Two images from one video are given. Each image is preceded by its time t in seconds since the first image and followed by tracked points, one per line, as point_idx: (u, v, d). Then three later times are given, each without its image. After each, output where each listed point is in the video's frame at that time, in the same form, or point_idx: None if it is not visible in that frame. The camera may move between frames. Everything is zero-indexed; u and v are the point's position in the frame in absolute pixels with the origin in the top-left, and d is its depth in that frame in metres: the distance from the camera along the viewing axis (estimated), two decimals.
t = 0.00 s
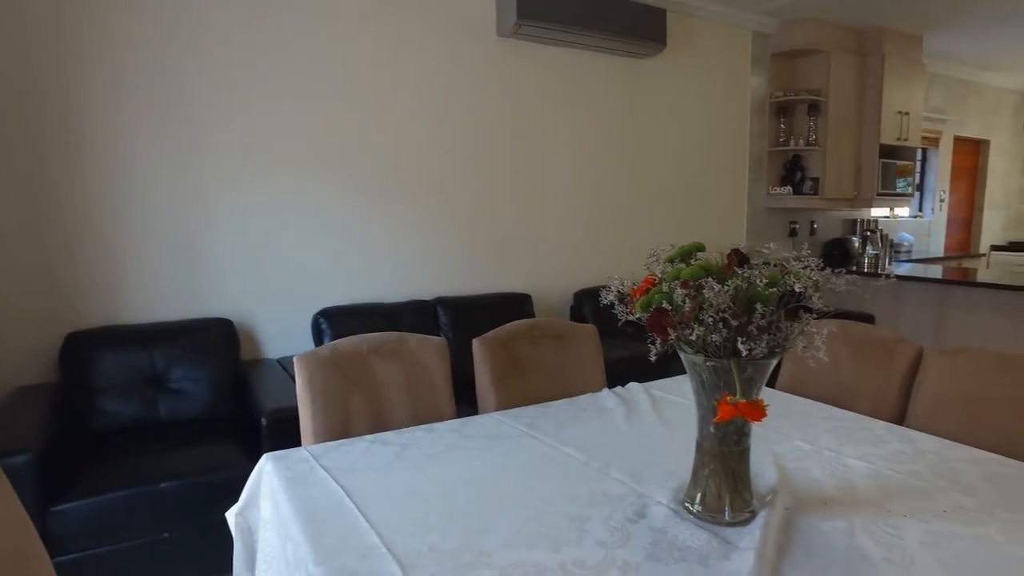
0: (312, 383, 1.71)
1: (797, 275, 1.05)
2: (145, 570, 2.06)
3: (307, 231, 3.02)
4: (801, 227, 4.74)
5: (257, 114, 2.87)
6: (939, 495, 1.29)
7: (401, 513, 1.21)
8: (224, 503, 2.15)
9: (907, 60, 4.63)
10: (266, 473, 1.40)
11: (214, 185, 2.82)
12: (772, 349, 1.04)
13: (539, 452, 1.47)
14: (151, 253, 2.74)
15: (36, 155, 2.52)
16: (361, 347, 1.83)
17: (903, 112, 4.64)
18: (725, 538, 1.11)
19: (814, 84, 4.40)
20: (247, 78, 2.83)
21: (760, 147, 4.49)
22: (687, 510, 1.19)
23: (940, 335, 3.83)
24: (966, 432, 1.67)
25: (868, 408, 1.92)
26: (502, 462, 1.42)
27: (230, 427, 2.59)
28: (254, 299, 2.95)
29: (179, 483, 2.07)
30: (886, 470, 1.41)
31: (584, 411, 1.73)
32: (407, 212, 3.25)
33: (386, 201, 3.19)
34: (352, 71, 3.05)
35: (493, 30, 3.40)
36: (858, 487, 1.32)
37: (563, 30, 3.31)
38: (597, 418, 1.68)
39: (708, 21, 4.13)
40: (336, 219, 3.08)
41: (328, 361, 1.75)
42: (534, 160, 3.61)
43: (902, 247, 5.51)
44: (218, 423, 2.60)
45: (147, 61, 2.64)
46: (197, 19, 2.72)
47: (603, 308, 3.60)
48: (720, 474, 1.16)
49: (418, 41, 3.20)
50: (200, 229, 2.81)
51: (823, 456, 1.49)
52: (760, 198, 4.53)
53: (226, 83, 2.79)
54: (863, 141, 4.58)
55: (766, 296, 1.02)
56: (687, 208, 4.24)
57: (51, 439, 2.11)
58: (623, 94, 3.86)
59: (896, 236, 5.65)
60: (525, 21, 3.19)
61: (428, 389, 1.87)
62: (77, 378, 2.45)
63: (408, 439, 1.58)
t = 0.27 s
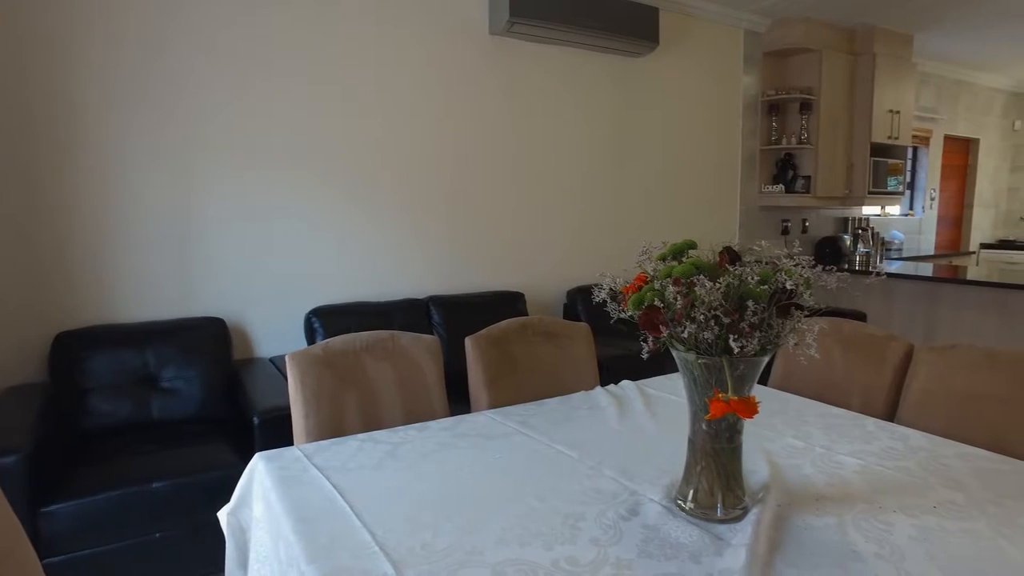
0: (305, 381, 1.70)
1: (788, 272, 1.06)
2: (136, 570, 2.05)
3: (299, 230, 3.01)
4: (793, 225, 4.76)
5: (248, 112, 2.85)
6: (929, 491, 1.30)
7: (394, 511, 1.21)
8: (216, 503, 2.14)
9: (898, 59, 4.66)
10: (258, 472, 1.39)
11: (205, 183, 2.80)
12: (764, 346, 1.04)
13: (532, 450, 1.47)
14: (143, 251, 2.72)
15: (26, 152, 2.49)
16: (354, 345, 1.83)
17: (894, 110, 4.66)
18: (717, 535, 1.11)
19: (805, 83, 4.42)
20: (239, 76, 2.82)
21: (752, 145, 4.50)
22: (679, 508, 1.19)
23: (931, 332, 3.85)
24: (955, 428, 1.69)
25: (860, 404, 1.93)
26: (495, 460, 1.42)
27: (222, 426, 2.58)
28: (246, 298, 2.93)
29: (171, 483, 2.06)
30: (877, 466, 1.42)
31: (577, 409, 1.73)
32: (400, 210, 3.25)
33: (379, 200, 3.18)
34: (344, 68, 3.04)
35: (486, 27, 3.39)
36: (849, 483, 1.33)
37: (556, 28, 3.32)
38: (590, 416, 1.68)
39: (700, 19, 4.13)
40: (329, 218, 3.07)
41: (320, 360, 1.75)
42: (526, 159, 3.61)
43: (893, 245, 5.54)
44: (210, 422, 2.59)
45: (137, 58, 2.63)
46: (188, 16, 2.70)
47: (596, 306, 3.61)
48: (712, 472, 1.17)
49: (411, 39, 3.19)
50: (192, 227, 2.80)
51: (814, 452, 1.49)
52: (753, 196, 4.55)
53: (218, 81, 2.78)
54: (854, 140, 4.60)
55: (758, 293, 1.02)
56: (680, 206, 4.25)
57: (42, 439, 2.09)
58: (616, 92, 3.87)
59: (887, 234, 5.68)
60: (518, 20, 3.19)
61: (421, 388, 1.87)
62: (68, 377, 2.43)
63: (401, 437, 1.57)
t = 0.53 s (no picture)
0: (296, 380, 1.70)
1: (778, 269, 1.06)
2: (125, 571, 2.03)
3: (290, 228, 3.00)
4: (784, 223, 4.79)
5: (238, 109, 2.83)
6: (916, 486, 1.31)
7: (385, 509, 1.20)
8: (206, 502, 2.13)
9: (887, 58, 4.68)
10: (248, 471, 1.39)
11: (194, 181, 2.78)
12: (753, 343, 1.04)
13: (523, 447, 1.47)
14: (132, 249, 2.70)
15: (12, 150, 2.47)
16: (345, 343, 1.82)
17: (884, 109, 4.69)
18: (707, 531, 1.12)
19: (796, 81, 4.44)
20: (229, 74, 2.80)
21: (743, 144, 4.52)
22: (670, 504, 1.19)
23: (919, 329, 3.88)
24: (943, 424, 1.70)
25: (849, 401, 1.94)
26: (486, 457, 1.42)
27: (213, 425, 2.56)
28: (236, 296, 2.92)
29: (160, 483, 2.05)
30: (865, 462, 1.43)
31: (568, 407, 1.73)
32: (391, 208, 3.24)
33: (370, 198, 3.17)
34: (335, 66, 3.02)
35: (477, 25, 3.39)
36: (838, 479, 1.34)
37: (547, 26, 3.31)
38: (581, 413, 1.68)
39: (692, 18, 4.14)
40: (319, 216, 3.06)
41: (311, 358, 1.74)
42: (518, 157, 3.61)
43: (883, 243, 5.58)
44: (200, 421, 2.57)
45: (126, 54, 2.60)
46: (177, 13, 2.68)
47: (587, 303, 3.61)
48: (702, 468, 1.17)
49: (402, 37, 3.18)
50: (182, 226, 2.78)
51: (804, 449, 1.50)
52: (744, 194, 4.56)
53: (207, 77, 2.76)
54: (844, 138, 4.62)
55: (747, 290, 1.03)
56: (672, 204, 4.26)
57: (29, 439, 2.07)
58: (607, 91, 3.87)
59: (877, 232, 5.72)
60: (508, 17, 3.18)
61: (413, 386, 1.87)
62: (56, 376, 2.41)
63: (391, 436, 1.57)
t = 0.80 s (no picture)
0: (286, 379, 1.69)
1: (766, 267, 1.07)
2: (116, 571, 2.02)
3: (281, 226, 2.99)
4: (775, 221, 4.81)
5: (227, 107, 2.82)
6: (903, 481, 1.32)
7: (376, 507, 1.21)
8: (197, 501, 2.12)
9: (877, 57, 4.71)
10: (239, 470, 1.38)
11: (184, 179, 2.77)
12: (742, 340, 1.05)
13: (514, 445, 1.48)
14: (122, 248, 2.68)
15: None
16: (336, 342, 1.82)
17: (873, 108, 4.72)
18: (697, 527, 1.13)
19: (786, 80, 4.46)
20: (219, 72, 2.79)
21: (734, 142, 4.54)
22: (660, 501, 1.20)
23: (908, 326, 3.92)
24: (929, 420, 1.72)
25: (838, 398, 1.95)
26: (477, 455, 1.43)
27: (204, 425, 2.55)
28: (227, 295, 2.91)
29: (151, 483, 2.04)
30: (853, 458, 1.44)
31: (559, 404, 1.74)
32: (382, 206, 3.23)
33: (361, 196, 3.17)
34: (326, 64, 3.02)
35: (468, 23, 3.38)
36: (826, 475, 1.35)
37: (538, 24, 3.31)
38: (572, 411, 1.69)
39: (683, 16, 4.15)
40: (311, 214, 3.05)
41: (302, 357, 1.74)
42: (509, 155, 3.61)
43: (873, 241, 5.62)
44: (191, 421, 2.56)
45: (115, 52, 2.59)
46: (166, 10, 2.66)
47: (579, 301, 3.62)
48: (692, 464, 1.18)
49: (393, 34, 3.17)
50: (172, 224, 2.76)
51: (793, 445, 1.51)
52: (735, 192, 4.58)
53: (197, 75, 2.74)
54: (834, 137, 4.65)
55: (735, 288, 1.03)
56: (663, 202, 4.27)
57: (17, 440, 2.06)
58: (598, 89, 3.88)
59: (867, 230, 5.76)
60: (499, 15, 3.18)
61: (404, 384, 1.87)
62: (45, 376, 2.39)
63: (383, 434, 1.57)
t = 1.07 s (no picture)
0: (278, 378, 1.69)
1: (755, 265, 1.07)
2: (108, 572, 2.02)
3: (273, 225, 2.98)
4: (767, 220, 4.83)
5: (220, 106, 2.81)
6: (891, 478, 1.34)
7: (368, 506, 1.21)
8: (189, 501, 2.12)
9: (868, 56, 4.74)
10: (231, 470, 1.38)
11: (176, 178, 2.75)
12: (731, 339, 1.06)
13: (506, 444, 1.48)
14: (114, 248, 2.67)
15: None
16: (328, 341, 1.82)
17: (864, 107, 4.75)
18: (687, 524, 1.13)
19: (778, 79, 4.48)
20: (211, 70, 2.77)
21: (726, 141, 4.56)
22: (651, 498, 1.21)
23: (898, 325, 3.95)
24: (918, 416, 1.73)
25: (828, 395, 1.97)
26: (469, 454, 1.43)
27: (196, 424, 2.55)
28: (219, 294, 2.90)
29: (143, 483, 2.03)
30: (843, 455, 1.45)
31: (551, 403, 1.74)
32: (375, 205, 3.23)
33: (354, 195, 3.16)
34: (318, 62, 3.01)
35: (461, 22, 3.38)
36: (816, 472, 1.36)
37: (531, 24, 3.32)
38: (564, 409, 1.69)
39: (675, 15, 4.16)
40: (303, 213, 3.04)
41: (294, 356, 1.74)
42: (503, 154, 3.61)
43: (863, 240, 5.66)
44: (184, 421, 2.56)
45: (105, 50, 2.57)
46: (157, 8, 2.64)
47: (572, 300, 3.63)
48: (682, 462, 1.19)
49: (385, 33, 3.16)
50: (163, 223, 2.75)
51: (783, 443, 1.52)
52: (727, 191, 4.60)
53: (189, 73, 2.73)
54: (826, 136, 4.68)
55: (725, 286, 1.04)
56: (656, 200, 4.28)
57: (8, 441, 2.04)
58: (591, 88, 3.89)
59: (858, 229, 5.79)
60: (492, 15, 3.18)
61: (396, 383, 1.87)
62: (35, 376, 2.38)
63: (375, 433, 1.57)
